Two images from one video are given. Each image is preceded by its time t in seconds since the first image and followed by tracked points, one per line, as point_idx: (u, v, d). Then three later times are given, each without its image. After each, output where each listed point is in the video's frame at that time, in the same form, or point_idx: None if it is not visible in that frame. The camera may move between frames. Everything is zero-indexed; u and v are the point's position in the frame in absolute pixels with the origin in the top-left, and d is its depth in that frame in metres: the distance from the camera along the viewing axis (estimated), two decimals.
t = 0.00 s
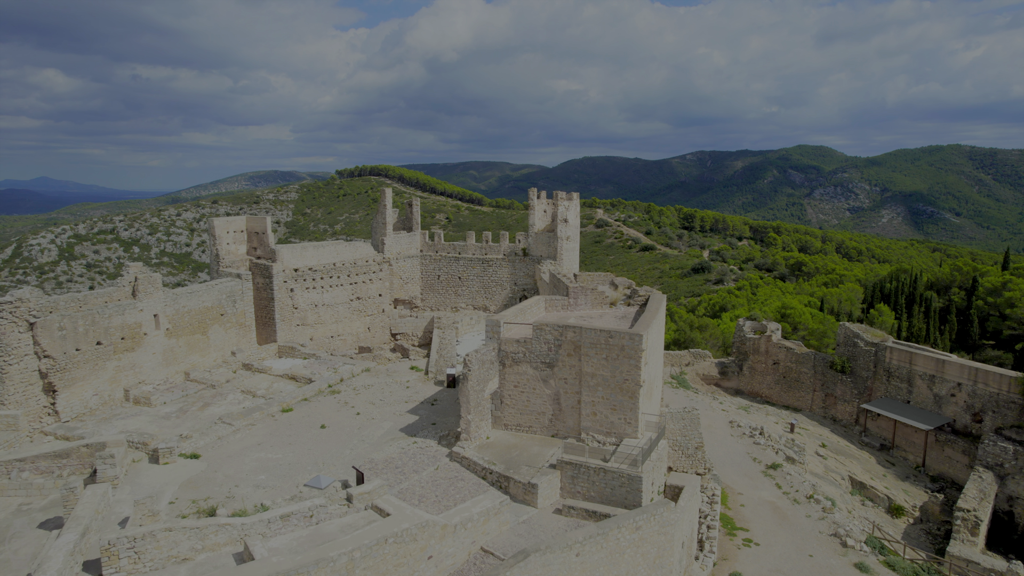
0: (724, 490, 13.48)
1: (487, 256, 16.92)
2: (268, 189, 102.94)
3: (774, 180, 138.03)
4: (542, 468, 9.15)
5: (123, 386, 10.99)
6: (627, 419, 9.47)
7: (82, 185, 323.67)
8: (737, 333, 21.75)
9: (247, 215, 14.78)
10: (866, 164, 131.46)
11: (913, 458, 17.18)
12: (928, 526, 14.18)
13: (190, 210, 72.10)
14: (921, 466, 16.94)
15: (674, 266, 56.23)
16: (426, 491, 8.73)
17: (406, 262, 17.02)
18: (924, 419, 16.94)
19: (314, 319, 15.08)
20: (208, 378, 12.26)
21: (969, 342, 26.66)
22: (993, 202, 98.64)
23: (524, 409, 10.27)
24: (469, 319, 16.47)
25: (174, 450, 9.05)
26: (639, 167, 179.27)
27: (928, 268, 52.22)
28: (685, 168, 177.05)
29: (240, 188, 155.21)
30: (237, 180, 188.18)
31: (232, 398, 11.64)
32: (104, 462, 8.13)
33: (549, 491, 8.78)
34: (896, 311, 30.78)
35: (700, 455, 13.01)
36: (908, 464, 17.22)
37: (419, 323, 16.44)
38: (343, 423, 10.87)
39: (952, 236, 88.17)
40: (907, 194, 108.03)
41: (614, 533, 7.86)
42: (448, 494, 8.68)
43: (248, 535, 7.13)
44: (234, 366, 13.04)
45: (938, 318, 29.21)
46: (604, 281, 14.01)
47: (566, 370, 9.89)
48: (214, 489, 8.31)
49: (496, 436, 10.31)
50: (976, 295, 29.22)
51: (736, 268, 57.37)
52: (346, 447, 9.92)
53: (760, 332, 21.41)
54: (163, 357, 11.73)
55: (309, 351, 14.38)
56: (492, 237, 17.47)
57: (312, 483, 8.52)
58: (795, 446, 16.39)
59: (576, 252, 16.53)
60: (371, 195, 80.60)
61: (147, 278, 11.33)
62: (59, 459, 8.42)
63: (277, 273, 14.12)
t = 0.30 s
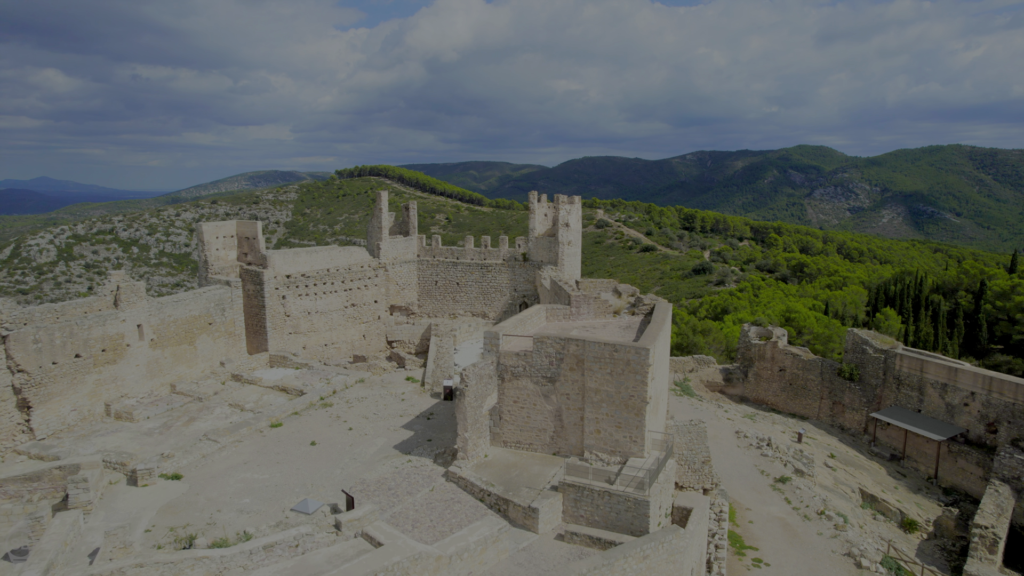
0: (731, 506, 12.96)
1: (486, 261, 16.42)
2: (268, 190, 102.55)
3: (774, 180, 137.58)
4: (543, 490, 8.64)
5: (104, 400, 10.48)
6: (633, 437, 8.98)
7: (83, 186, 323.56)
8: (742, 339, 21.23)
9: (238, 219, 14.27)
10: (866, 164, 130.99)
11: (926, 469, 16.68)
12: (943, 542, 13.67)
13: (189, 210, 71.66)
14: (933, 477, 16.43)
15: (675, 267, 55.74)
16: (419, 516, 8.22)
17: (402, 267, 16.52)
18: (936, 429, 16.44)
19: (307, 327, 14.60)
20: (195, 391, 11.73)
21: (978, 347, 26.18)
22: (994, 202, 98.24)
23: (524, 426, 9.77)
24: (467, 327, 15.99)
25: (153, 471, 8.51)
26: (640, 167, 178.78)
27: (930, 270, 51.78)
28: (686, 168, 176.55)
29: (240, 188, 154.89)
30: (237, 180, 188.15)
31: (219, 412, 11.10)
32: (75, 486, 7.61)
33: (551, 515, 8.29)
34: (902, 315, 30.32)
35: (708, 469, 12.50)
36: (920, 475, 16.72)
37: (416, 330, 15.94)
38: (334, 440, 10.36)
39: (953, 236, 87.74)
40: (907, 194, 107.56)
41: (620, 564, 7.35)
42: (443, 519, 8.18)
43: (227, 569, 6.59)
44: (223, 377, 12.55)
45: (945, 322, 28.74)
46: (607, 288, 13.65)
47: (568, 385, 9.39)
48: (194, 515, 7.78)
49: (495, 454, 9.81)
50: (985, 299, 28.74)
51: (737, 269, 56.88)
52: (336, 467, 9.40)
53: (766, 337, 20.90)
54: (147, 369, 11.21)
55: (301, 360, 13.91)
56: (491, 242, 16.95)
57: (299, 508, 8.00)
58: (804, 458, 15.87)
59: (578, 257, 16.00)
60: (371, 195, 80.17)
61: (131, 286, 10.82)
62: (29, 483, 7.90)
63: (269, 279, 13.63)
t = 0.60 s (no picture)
0: (739, 522, 12.45)
1: (484, 266, 15.93)
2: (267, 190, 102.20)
3: (774, 180, 137.10)
4: (544, 515, 8.14)
5: (83, 416, 9.99)
6: (639, 458, 8.50)
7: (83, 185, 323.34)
8: (747, 345, 20.74)
9: (227, 224, 13.79)
10: (867, 164, 130.48)
11: (938, 480, 16.17)
12: (959, 559, 13.16)
13: (188, 210, 71.27)
14: (946, 489, 15.93)
15: (676, 267, 55.21)
16: (412, 543, 7.70)
17: (398, 273, 16.02)
18: (949, 440, 15.94)
19: (299, 335, 14.13)
20: (181, 404, 11.22)
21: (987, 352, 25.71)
22: (994, 202, 97.83)
23: (523, 444, 9.28)
24: (466, 334, 15.51)
25: (130, 495, 7.98)
26: (640, 167, 178.29)
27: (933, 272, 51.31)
28: (685, 168, 176.05)
29: (240, 188, 154.57)
30: (237, 180, 187.78)
31: (205, 426, 10.58)
32: (43, 514, 7.09)
33: (553, 542, 7.79)
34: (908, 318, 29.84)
35: (716, 485, 11.98)
36: (932, 486, 16.21)
37: (412, 338, 15.48)
38: (324, 458, 9.85)
39: (953, 237, 87.26)
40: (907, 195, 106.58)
41: None
42: (438, 548, 7.65)
43: None
44: (211, 390, 12.03)
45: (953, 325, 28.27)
46: (610, 296, 13.30)
47: (570, 402, 8.91)
48: (171, 545, 7.26)
49: (493, 474, 9.32)
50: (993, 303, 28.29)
51: (739, 270, 56.36)
52: (326, 489, 8.90)
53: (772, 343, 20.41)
54: (129, 382, 10.71)
55: (292, 370, 13.43)
56: (490, 246, 16.44)
57: (284, 535, 7.49)
58: (813, 469, 15.35)
59: (580, 263, 15.49)
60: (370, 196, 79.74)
61: (112, 296, 10.33)
62: None
63: (259, 286, 13.18)
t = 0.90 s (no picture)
0: (748, 540, 11.93)
1: (483, 271, 15.45)
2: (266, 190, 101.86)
3: (774, 180, 136.64)
4: (544, 543, 7.65)
5: (59, 433, 9.50)
6: (645, 479, 8.02)
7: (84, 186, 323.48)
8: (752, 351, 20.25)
9: (216, 229, 13.31)
10: (867, 164, 130.03)
11: (951, 493, 15.68)
12: None
13: (187, 211, 70.86)
14: (958, 501, 15.47)
15: (677, 268, 54.61)
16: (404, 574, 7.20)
17: (394, 279, 15.54)
18: (963, 451, 15.45)
19: (291, 344, 13.66)
20: (165, 419, 10.71)
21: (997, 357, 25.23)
22: (994, 202, 97.41)
23: (522, 463, 8.80)
24: (463, 342, 15.03)
25: (103, 522, 7.48)
26: (640, 167, 177.80)
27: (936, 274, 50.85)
28: (685, 168, 175.57)
29: (240, 189, 154.24)
30: (237, 180, 187.61)
31: (189, 443, 10.06)
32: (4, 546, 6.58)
33: (554, 571, 7.31)
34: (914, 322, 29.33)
35: (724, 501, 11.47)
36: (945, 499, 15.71)
37: (408, 346, 15.02)
38: (313, 477, 9.35)
39: (954, 237, 86.82)
40: (907, 194, 106.48)
41: None
42: None
43: None
44: (197, 403, 11.54)
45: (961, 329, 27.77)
46: (613, 304, 12.99)
47: (572, 420, 8.43)
48: None
49: (490, 495, 8.84)
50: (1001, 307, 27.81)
51: (740, 271, 55.85)
52: (313, 512, 8.41)
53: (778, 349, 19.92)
54: (109, 397, 10.21)
55: (283, 381, 12.95)
56: (489, 252, 15.94)
57: (267, 566, 6.99)
58: (822, 481, 14.84)
59: (581, 269, 14.97)
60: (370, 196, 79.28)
61: (91, 306, 9.85)
62: None
63: (249, 294, 12.72)
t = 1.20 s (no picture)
0: (757, 558, 11.42)
1: (481, 277, 14.97)
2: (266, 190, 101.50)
3: (774, 180, 136.12)
4: (545, 573, 7.17)
5: (33, 451, 9.02)
6: (652, 503, 7.56)
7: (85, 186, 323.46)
8: (757, 357, 19.76)
9: (204, 234, 12.83)
10: (867, 164, 129.49)
11: (965, 505, 15.19)
12: None
13: (186, 211, 70.49)
14: (972, 514, 15.00)
15: (676, 269, 53.70)
16: None
17: (389, 284, 15.06)
18: (977, 463, 14.95)
19: (282, 352, 13.19)
20: (147, 434, 10.21)
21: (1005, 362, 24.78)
22: (995, 202, 96.90)
23: (521, 484, 8.33)
24: (461, 350, 14.58)
25: (72, 551, 6.98)
26: (640, 167, 177.32)
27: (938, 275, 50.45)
28: (685, 168, 175.04)
29: (241, 189, 153.86)
30: (237, 180, 187.34)
31: (171, 460, 9.56)
32: None
33: None
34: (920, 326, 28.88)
35: (732, 518, 10.99)
36: (958, 511, 15.23)
37: (404, 353, 14.62)
38: (301, 498, 8.85)
39: (954, 237, 86.29)
40: (908, 194, 105.85)
41: None
42: None
43: None
44: (182, 416, 11.06)
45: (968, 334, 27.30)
46: (615, 312, 12.58)
47: (573, 439, 7.95)
48: None
49: (487, 518, 8.36)
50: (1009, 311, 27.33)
51: (741, 272, 55.35)
52: (299, 538, 7.91)
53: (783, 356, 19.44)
54: (87, 412, 9.73)
55: (272, 392, 12.47)
56: (487, 256, 15.46)
57: None
58: (832, 494, 14.35)
59: (582, 275, 14.47)
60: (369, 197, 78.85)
61: (67, 316, 9.37)
62: None
63: (237, 302, 12.25)
